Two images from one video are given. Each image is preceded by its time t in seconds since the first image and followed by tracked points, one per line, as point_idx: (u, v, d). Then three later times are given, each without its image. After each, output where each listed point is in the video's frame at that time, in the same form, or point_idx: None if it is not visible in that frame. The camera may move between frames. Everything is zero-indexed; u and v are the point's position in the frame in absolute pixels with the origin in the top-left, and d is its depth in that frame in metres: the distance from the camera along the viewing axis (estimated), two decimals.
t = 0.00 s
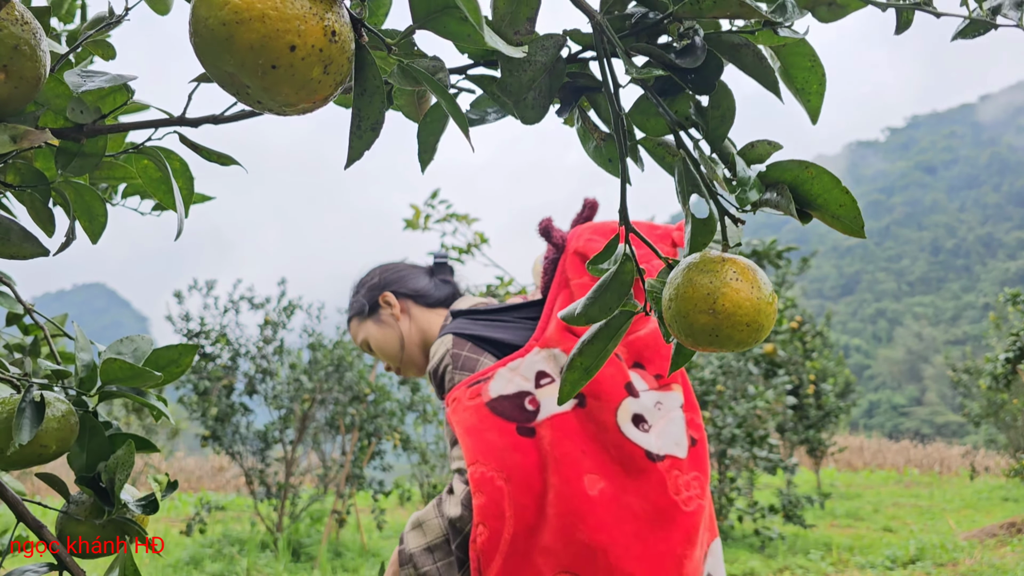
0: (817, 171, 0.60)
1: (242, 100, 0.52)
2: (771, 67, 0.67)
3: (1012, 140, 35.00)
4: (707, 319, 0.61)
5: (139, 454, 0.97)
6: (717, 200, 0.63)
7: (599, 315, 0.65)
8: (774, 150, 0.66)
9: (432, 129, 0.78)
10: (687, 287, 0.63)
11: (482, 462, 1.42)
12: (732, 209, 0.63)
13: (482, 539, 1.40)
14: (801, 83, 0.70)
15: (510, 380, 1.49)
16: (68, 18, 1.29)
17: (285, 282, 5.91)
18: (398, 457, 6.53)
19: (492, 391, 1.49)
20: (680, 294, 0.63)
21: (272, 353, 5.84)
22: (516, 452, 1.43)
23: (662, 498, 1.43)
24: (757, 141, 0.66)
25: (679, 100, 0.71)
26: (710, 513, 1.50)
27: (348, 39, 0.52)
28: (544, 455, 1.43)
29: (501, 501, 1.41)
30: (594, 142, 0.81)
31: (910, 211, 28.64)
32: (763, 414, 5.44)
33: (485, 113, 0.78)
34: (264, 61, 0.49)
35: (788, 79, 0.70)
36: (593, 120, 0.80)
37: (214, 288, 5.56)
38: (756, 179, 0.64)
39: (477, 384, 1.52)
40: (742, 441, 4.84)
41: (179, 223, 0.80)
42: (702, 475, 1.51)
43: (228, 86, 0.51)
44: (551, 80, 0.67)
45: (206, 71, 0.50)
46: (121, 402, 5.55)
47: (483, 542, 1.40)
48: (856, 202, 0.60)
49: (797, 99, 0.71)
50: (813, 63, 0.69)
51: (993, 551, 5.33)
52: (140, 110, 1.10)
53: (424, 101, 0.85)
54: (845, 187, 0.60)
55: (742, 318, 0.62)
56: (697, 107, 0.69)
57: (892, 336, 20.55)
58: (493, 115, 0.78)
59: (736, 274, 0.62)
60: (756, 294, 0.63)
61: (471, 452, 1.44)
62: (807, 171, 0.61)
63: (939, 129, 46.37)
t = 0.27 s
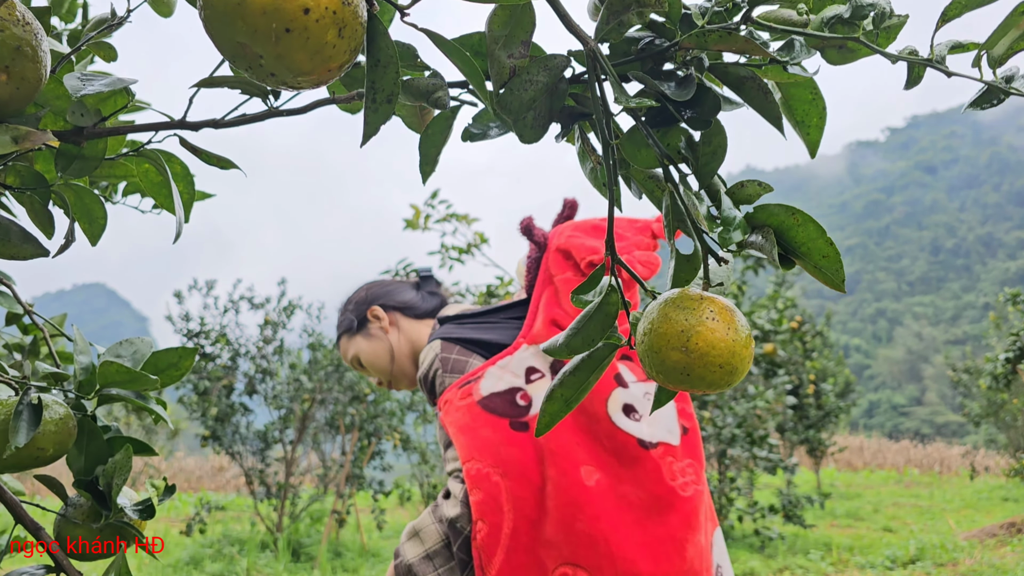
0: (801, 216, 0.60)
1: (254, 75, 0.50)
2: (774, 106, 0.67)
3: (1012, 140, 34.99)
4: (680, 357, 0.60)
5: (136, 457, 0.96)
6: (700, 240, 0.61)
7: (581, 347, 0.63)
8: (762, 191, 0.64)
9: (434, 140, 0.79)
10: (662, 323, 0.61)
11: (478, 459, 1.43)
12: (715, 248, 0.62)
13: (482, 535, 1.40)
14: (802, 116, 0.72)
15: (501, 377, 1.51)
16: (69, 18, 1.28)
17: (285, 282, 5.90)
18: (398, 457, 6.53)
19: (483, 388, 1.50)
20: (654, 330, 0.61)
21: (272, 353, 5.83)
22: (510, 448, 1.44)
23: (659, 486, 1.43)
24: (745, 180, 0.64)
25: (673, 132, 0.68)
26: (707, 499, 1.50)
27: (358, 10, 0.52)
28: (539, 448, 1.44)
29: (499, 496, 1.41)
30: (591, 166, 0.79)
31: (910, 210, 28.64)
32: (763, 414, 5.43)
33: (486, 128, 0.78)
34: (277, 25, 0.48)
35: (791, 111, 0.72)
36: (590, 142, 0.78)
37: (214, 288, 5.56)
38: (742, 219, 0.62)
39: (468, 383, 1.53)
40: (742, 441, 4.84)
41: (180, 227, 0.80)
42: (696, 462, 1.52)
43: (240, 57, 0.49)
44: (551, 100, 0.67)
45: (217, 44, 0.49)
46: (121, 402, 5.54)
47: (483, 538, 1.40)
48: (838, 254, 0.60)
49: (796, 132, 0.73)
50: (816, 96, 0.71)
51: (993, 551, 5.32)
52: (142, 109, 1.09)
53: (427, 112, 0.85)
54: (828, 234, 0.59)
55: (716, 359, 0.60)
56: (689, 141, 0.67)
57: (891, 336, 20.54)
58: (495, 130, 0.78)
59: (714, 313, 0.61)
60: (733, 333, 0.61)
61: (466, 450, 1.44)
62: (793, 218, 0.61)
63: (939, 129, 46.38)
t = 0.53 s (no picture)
0: (820, 120, 0.63)
1: (244, 94, 0.51)
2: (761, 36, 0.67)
3: (1012, 140, 34.98)
4: (726, 272, 0.61)
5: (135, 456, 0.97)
6: (725, 158, 0.64)
7: (608, 283, 0.67)
8: (777, 106, 0.66)
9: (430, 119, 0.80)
10: (702, 243, 0.63)
11: (450, 478, 1.45)
12: (741, 167, 0.64)
13: (459, 553, 1.41)
14: (794, 58, 0.69)
15: (470, 391, 1.52)
16: (69, 18, 1.29)
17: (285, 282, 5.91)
18: (398, 456, 6.53)
19: (454, 405, 1.52)
20: (695, 251, 0.63)
21: (272, 353, 5.84)
22: (481, 463, 1.45)
23: (635, 480, 1.41)
24: (759, 99, 0.67)
25: (680, 64, 0.72)
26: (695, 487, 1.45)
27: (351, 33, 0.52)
28: (509, 459, 1.44)
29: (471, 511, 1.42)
30: (595, 120, 0.82)
31: (910, 211, 28.65)
32: (763, 414, 5.43)
33: (484, 100, 0.79)
34: (266, 52, 0.49)
35: (780, 54, 0.69)
36: (592, 99, 0.81)
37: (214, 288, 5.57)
38: (761, 134, 0.65)
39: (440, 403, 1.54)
40: (742, 441, 4.84)
41: (180, 221, 0.81)
42: (684, 451, 1.47)
43: (230, 77, 0.50)
44: (549, 60, 0.69)
45: (209, 63, 0.50)
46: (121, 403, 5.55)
47: (460, 555, 1.41)
48: (862, 149, 0.63)
49: (787, 76, 0.69)
50: (805, 40, 0.68)
51: (993, 551, 5.33)
52: (140, 108, 1.09)
53: (422, 91, 0.85)
54: (850, 132, 0.62)
55: (761, 271, 0.62)
56: (699, 69, 0.70)
57: (891, 336, 20.54)
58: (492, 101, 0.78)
59: (751, 228, 0.63)
60: (774, 247, 0.63)
61: (439, 471, 1.46)
62: (811, 123, 0.64)
63: (939, 130, 46.41)
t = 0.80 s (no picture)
0: (797, 157, 0.63)
1: (269, 77, 0.51)
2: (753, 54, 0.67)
3: (1012, 140, 34.99)
4: (692, 300, 0.63)
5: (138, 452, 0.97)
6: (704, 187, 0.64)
7: (589, 296, 0.66)
8: (756, 137, 0.67)
9: (430, 126, 0.80)
10: (671, 270, 0.64)
11: (433, 530, 1.54)
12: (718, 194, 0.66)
13: None
14: (785, 73, 0.72)
15: (432, 442, 1.60)
16: (68, 18, 1.29)
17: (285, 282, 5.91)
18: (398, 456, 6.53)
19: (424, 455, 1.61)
20: (664, 277, 0.64)
21: (272, 353, 5.84)
22: (451, 508, 1.52)
23: (583, 485, 1.41)
24: (740, 129, 0.67)
25: (667, 88, 0.71)
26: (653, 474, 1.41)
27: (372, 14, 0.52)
28: (470, 497, 1.50)
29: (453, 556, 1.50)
30: (585, 138, 0.82)
31: (910, 211, 28.65)
32: (763, 414, 5.44)
33: (483, 110, 0.80)
34: (294, 33, 0.49)
35: (774, 69, 0.72)
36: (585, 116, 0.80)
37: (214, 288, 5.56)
38: (740, 165, 0.66)
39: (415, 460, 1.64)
40: (742, 441, 4.84)
41: (180, 223, 0.81)
42: (639, 442, 1.43)
43: (256, 62, 0.50)
44: (550, 74, 0.68)
45: (232, 48, 0.50)
46: (122, 402, 5.56)
47: None
48: (833, 188, 0.63)
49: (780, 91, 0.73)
50: (796, 53, 0.71)
51: (993, 551, 5.33)
52: (140, 108, 1.09)
53: (421, 100, 0.86)
54: (824, 172, 0.63)
55: (726, 300, 0.63)
56: (683, 96, 0.70)
57: (892, 336, 20.55)
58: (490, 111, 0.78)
59: (720, 257, 0.63)
60: (739, 276, 0.64)
61: (424, 525, 1.56)
62: (788, 158, 0.64)
63: (939, 130, 46.41)
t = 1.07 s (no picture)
0: (793, 202, 0.62)
1: (243, 99, 0.51)
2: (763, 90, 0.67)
3: (1012, 140, 35.00)
4: (679, 340, 0.62)
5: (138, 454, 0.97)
6: (696, 226, 0.64)
7: (580, 331, 0.66)
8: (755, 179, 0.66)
9: (432, 138, 0.81)
10: (660, 308, 0.63)
11: (426, 539, 1.56)
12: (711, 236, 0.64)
13: None
14: (791, 103, 0.73)
15: (424, 452, 1.62)
16: (69, 18, 1.29)
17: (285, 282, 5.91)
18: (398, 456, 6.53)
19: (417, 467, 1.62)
20: (653, 315, 0.63)
21: (272, 353, 5.84)
22: (443, 518, 1.53)
23: (562, 491, 1.41)
24: (738, 168, 0.67)
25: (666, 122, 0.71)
26: (633, 478, 1.40)
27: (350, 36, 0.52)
28: (460, 507, 1.51)
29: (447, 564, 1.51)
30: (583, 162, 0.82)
31: (910, 210, 28.65)
32: (763, 414, 5.44)
33: (486, 125, 0.79)
34: (266, 58, 0.49)
35: (779, 97, 0.73)
36: (586, 139, 0.80)
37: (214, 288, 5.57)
38: (735, 207, 0.65)
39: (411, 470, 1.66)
40: (742, 441, 4.85)
41: (180, 225, 0.80)
42: (617, 445, 1.42)
43: (228, 84, 0.50)
44: (552, 96, 0.69)
45: (209, 68, 0.50)
46: (122, 402, 5.56)
47: None
48: (829, 236, 0.62)
49: (785, 120, 0.74)
50: (802, 85, 0.72)
51: (993, 551, 5.33)
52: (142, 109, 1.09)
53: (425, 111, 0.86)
54: (820, 218, 0.61)
55: (714, 342, 0.63)
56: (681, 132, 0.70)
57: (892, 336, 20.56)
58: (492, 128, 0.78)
59: (711, 298, 0.63)
60: (729, 318, 0.64)
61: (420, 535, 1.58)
62: (784, 204, 0.63)
63: (939, 129, 46.42)
